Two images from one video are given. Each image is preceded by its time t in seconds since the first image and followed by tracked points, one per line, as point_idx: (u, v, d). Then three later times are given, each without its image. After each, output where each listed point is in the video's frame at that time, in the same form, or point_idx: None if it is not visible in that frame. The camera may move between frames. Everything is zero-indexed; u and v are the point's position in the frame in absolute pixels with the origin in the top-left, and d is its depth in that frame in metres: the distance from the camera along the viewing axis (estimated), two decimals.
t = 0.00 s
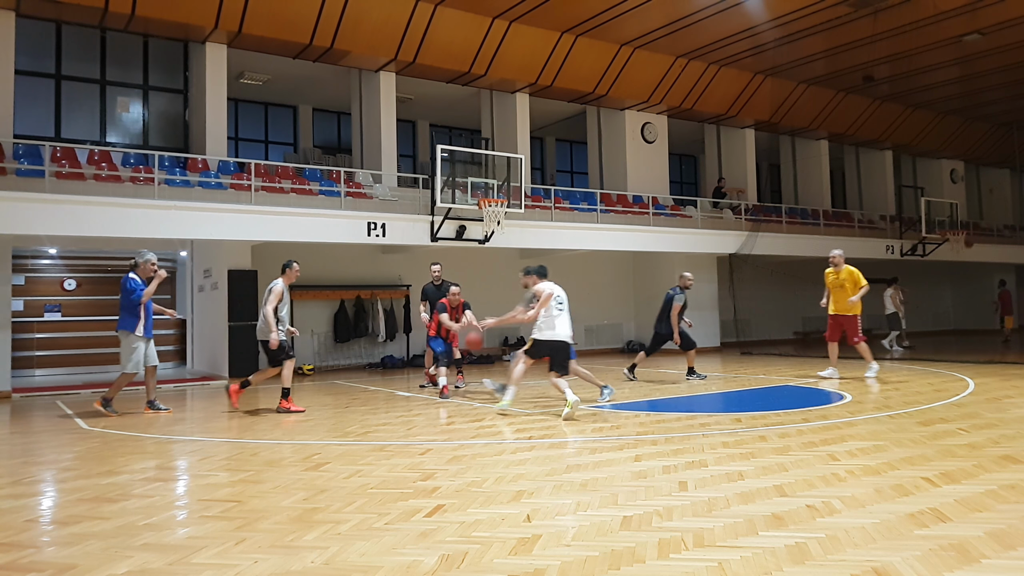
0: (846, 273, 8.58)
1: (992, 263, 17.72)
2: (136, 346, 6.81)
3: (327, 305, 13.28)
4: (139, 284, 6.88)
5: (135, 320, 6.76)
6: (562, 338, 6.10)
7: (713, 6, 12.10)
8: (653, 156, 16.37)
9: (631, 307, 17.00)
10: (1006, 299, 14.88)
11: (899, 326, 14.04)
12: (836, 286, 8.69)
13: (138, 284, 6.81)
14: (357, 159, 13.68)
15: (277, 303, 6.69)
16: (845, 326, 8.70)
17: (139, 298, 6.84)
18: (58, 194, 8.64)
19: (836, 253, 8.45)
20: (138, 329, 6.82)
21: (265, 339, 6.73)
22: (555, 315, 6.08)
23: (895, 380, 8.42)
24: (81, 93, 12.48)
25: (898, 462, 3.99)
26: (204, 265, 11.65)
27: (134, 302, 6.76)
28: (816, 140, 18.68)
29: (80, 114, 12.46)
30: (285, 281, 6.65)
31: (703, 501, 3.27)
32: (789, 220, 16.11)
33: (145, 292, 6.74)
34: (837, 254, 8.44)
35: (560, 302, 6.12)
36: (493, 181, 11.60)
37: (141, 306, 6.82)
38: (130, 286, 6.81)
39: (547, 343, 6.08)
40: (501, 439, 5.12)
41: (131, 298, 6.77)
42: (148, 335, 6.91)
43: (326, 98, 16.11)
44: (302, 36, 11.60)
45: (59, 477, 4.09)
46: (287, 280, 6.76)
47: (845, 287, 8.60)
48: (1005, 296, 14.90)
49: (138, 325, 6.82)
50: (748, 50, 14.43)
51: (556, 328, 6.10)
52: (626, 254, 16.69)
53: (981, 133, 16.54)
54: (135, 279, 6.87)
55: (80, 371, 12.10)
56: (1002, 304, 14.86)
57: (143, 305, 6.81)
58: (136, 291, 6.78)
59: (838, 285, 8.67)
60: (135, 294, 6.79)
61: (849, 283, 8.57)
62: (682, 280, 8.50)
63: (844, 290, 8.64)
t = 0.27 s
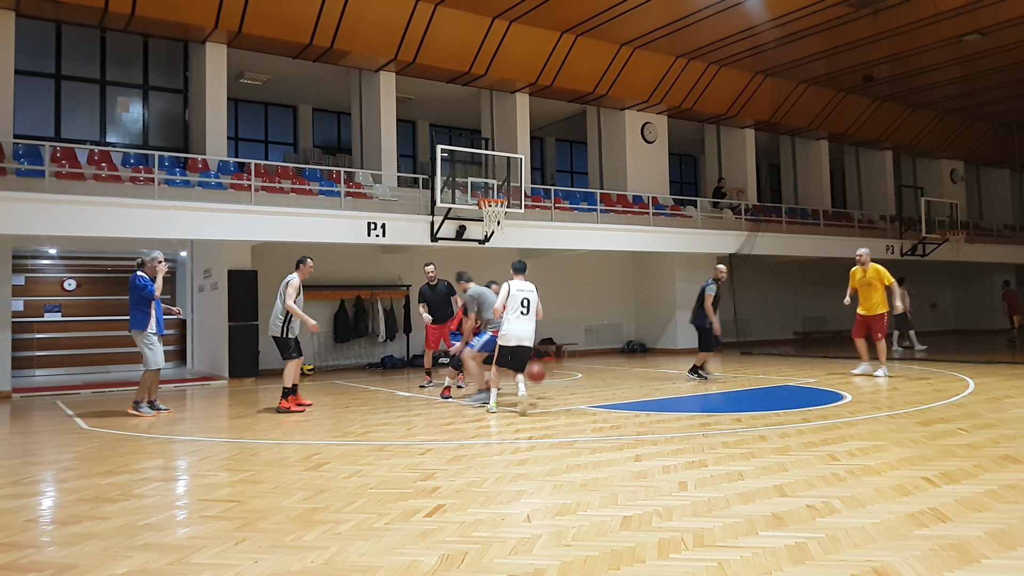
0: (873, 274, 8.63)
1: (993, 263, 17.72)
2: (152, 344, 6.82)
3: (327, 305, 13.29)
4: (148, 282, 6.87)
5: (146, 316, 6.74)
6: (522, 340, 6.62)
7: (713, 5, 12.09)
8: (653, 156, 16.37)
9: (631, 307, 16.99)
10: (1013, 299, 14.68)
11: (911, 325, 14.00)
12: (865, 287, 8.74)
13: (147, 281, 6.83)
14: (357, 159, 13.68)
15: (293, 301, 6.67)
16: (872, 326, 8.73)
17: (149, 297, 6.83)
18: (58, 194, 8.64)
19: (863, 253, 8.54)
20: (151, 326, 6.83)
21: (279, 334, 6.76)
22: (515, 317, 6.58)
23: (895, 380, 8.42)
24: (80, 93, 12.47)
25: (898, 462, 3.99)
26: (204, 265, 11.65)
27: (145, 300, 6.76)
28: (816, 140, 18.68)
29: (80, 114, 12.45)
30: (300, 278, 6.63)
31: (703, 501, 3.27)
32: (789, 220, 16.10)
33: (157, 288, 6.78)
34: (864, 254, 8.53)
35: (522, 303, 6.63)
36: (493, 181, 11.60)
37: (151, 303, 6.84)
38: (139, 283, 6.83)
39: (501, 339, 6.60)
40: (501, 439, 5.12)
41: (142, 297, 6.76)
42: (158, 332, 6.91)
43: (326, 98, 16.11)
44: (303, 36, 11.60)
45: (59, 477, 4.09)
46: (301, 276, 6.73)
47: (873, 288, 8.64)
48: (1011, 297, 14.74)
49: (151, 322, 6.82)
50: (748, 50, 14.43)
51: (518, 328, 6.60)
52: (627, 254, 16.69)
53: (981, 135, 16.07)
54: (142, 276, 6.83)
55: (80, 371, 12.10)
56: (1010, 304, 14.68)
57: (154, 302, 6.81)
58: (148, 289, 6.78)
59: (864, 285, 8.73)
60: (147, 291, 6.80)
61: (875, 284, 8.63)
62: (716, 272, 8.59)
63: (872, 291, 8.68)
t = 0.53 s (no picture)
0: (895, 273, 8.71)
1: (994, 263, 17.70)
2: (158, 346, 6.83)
3: (327, 305, 13.28)
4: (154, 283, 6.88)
5: (153, 317, 6.75)
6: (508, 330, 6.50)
7: (713, 5, 12.09)
8: (653, 155, 16.37)
9: (631, 306, 16.99)
10: (1019, 298, 14.43)
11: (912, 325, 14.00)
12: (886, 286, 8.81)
13: (151, 281, 6.82)
14: (357, 159, 13.68)
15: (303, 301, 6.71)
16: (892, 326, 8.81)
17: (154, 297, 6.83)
18: (58, 194, 8.65)
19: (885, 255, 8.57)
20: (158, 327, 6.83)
21: (290, 334, 6.77)
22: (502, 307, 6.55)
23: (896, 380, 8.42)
24: (80, 93, 12.48)
25: (898, 462, 3.99)
26: (204, 265, 11.66)
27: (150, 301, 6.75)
28: (816, 140, 18.69)
29: (80, 114, 12.45)
30: (310, 279, 6.69)
31: (703, 501, 3.27)
32: (789, 220, 16.11)
33: (162, 288, 6.79)
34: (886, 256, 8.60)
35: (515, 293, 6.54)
36: (493, 181, 11.60)
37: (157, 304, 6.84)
38: (143, 284, 6.81)
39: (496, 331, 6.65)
40: (501, 439, 5.12)
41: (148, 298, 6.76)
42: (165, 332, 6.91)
43: (326, 98, 16.11)
44: (302, 36, 11.60)
45: (59, 477, 4.09)
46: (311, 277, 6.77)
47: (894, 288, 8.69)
48: (1017, 296, 14.54)
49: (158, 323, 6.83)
50: (747, 50, 14.43)
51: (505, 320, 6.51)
52: (626, 254, 16.69)
53: (983, 133, 15.93)
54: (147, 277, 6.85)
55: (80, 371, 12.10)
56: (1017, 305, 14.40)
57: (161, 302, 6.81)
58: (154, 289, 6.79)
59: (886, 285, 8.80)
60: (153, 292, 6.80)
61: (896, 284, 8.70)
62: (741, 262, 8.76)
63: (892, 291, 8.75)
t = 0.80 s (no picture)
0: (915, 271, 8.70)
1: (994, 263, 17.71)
2: (160, 346, 6.82)
3: (327, 305, 13.29)
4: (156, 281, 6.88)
5: (155, 316, 6.74)
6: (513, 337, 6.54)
7: (713, 5, 12.09)
8: (653, 156, 16.37)
9: (631, 307, 16.99)
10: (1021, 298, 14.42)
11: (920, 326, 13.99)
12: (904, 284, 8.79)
13: (153, 281, 6.81)
14: (357, 159, 13.68)
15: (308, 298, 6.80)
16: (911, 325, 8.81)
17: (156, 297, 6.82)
18: (58, 194, 8.65)
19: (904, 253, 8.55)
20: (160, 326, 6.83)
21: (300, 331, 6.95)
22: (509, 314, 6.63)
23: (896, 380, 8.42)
24: (80, 93, 12.48)
25: (898, 462, 3.99)
26: (204, 265, 11.66)
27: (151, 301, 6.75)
28: (816, 140, 18.68)
29: (80, 114, 12.46)
30: (313, 276, 6.79)
31: (703, 501, 3.27)
32: (789, 220, 16.12)
33: (164, 287, 6.78)
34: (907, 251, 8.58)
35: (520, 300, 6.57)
36: (493, 181, 11.60)
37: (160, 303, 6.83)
38: (145, 283, 6.81)
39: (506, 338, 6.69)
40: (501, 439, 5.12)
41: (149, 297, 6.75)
42: (168, 332, 6.90)
43: (326, 98, 16.11)
44: (302, 36, 11.60)
45: (59, 477, 4.09)
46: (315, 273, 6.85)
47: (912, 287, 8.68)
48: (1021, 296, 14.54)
49: (160, 323, 6.83)
50: (747, 50, 14.43)
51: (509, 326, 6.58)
52: (626, 254, 16.69)
53: (982, 133, 16.07)
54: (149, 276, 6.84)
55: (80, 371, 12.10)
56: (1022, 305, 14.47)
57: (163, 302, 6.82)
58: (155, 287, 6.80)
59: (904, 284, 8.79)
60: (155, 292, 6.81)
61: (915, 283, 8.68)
62: (762, 264, 8.86)
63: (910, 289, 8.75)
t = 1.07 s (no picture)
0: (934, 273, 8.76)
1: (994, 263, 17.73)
2: (160, 346, 6.82)
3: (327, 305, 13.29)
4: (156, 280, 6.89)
5: (155, 315, 6.74)
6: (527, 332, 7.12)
7: (713, 6, 12.09)
8: (653, 156, 16.38)
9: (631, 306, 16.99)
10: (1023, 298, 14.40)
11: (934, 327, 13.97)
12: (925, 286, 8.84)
13: (154, 280, 6.83)
14: (357, 159, 13.69)
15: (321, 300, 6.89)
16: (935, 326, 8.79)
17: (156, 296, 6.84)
18: (58, 194, 8.65)
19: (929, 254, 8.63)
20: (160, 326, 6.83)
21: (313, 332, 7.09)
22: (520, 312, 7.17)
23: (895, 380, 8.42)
24: (80, 93, 12.48)
25: (898, 462, 3.99)
26: (204, 265, 11.66)
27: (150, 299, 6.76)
28: (816, 140, 18.67)
29: (80, 114, 12.46)
30: (324, 280, 6.84)
31: (703, 501, 3.27)
32: (789, 220, 16.12)
33: (163, 286, 6.78)
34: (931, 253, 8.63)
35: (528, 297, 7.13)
36: (493, 181, 11.60)
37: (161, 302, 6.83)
38: (147, 282, 6.84)
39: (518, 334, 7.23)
40: (501, 439, 5.12)
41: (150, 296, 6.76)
42: (167, 332, 6.90)
43: (326, 98, 16.11)
44: (302, 36, 11.60)
45: (59, 477, 4.09)
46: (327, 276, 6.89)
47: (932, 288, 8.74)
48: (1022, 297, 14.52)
49: (160, 322, 6.82)
50: (747, 50, 14.43)
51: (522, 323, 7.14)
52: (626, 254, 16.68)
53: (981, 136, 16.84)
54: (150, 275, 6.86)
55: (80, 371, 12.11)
56: None
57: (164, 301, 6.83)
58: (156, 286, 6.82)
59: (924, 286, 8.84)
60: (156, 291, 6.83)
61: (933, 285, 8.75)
62: (785, 268, 8.89)
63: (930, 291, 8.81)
